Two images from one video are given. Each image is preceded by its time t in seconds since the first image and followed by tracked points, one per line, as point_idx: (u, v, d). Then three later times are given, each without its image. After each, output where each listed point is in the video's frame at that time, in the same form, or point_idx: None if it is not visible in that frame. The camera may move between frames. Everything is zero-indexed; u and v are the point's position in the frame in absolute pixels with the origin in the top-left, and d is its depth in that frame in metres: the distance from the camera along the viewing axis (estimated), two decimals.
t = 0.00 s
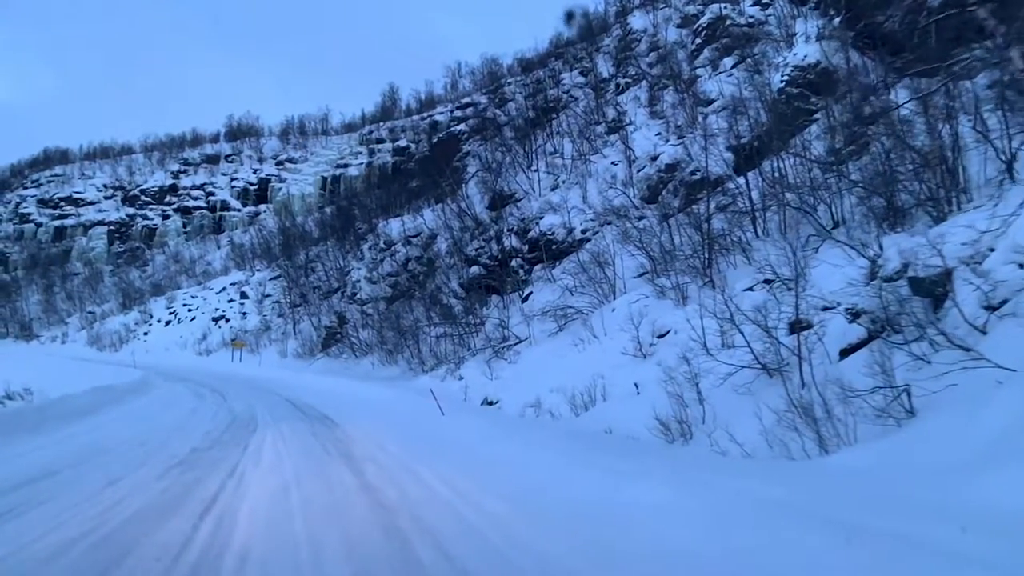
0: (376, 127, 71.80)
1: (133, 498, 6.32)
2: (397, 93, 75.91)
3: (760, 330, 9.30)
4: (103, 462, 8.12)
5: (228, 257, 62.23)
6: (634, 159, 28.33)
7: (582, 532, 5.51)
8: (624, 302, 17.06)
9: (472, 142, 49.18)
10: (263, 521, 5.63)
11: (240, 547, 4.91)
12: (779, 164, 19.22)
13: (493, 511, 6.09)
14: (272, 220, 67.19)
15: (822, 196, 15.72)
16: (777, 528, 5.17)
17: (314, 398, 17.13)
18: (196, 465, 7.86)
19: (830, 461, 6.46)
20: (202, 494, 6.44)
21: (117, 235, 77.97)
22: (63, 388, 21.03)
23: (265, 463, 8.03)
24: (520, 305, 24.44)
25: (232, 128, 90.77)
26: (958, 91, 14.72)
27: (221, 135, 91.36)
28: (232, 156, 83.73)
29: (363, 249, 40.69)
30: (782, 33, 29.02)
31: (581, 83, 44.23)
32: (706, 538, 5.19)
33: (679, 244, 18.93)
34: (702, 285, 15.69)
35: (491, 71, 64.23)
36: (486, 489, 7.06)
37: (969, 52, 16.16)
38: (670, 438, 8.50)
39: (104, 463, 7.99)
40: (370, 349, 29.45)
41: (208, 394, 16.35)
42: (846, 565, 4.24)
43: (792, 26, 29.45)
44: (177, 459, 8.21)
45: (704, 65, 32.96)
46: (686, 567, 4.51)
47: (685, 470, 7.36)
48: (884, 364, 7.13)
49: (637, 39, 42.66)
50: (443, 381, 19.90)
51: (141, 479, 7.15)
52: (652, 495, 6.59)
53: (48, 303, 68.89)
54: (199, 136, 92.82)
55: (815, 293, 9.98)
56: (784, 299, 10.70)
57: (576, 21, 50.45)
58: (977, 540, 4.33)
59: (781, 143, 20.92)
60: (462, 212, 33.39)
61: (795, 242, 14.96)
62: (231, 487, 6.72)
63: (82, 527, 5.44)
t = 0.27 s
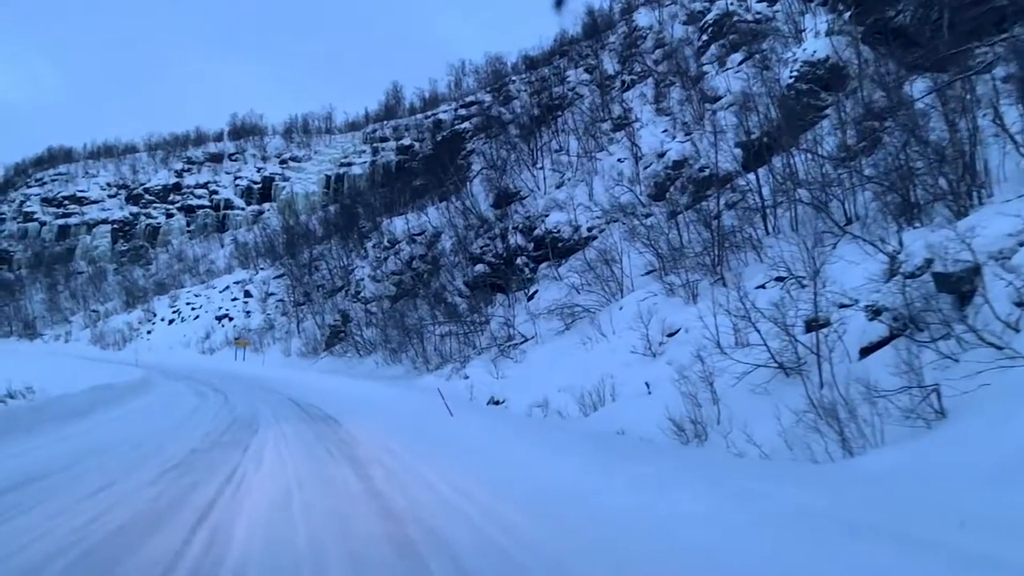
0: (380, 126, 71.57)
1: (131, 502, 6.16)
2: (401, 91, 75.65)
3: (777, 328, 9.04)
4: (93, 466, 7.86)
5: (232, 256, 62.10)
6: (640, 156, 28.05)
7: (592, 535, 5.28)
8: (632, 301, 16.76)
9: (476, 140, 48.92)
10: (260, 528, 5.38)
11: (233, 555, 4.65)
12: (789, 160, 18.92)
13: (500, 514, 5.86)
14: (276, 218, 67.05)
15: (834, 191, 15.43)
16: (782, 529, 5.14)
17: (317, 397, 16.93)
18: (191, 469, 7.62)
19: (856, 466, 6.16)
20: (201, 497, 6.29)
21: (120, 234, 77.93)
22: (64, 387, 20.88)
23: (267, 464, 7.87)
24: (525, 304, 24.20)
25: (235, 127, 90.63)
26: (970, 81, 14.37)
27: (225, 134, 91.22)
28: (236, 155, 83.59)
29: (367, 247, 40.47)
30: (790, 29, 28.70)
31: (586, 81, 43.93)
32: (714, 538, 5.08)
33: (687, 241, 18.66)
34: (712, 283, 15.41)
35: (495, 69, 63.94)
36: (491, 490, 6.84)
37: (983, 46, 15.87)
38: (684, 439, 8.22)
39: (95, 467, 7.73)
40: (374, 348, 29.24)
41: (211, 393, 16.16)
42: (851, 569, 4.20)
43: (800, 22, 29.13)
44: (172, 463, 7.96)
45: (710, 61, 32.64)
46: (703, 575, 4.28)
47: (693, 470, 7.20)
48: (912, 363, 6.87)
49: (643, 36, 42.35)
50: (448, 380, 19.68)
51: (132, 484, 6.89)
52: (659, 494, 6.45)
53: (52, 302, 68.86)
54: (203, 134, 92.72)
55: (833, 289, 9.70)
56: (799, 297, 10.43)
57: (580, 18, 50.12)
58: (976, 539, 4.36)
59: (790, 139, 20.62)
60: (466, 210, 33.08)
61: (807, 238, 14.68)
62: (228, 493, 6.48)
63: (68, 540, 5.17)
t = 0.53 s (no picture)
0: (384, 124, 71.28)
1: (130, 511, 6.01)
2: (405, 89, 75.35)
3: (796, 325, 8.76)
4: (87, 469, 7.63)
5: (236, 254, 61.93)
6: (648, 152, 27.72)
7: (605, 545, 5.08)
8: (641, 298, 16.48)
9: (482, 137, 48.60)
10: (261, 541, 5.21)
11: (233, 574, 4.42)
12: (800, 155, 18.60)
13: (511, 524, 5.65)
14: (281, 217, 66.85)
15: (847, 186, 15.11)
16: (796, 532, 5.00)
17: (321, 396, 16.72)
18: (188, 472, 7.41)
19: (881, 468, 5.92)
20: (202, 505, 6.16)
21: (125, 232, 77.87)
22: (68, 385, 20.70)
23: (270, 468, 7.72)
24: (532, 302, 23.91)
25: (239, 125, 90.45)
26: (989, 72, 14.02)
27: (229, 132, 91.06)
28: (240, 153, 83.42)
29: (372, 245, 40.21)
30: (800, 24, 28.32)
31: (592, 78, 43.57)
32: (728, 546, 4.91)
33: (697, 238, 18.37)
34: (724, 281, 15.12)
35: (500, 66, 63.56)
36: (498, 494, 6.63)
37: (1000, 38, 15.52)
38: (700, 440, 7.97)
39: (88, 470, 7.49)
40: (379, 347, 29.00)
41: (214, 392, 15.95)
42: (869, 574, 4.09)
43: (810, 17, 28.73)
44: (171, 465, 7.77)
45: (718, 57, 32.27)
46: None
47: (705, 470, 7.00)
48: (943, 361, 6.60)
49: (649, 32, 41.98)
50: (454, 378, 19.45)
51: (128, 491, 6.68)
52: (669, 496, 6.26)
53: (56, 300, 68.80)
54: (208, 133, 92.57)
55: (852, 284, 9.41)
56: (817, 293, 10.14)
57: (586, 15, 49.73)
58: (997, 545, 4.24)
59: (801, 134, 20.28)
60: (472, 207, 32.79)
61: (821, 234, 14.37)
62: (226, 502, 6.27)
63: (58, 557, 4.93)
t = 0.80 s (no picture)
0: (390, 118, 71.00)
1: (129, 512, 5.81)
2: (412, 83, 75.02)
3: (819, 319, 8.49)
4: (81, 471, 7.40)
5: (243, 249, 61.81)
6: (657, 145, 27.39)
7: (623, 546, 4.84)
8: (652, 292, 16.23)
9: (488, 131, 48.28)
10: (264, 543, 5.00)
11: None
12: (814, 146, 18.27)
13: (523, 524, 5.42)
14: (287, 212, 66.70)
15: (864, 176, 14.78)
16: (818, 533, 4.80)
17: (328, 392, 16.50)
18: (186, 474, 7.17)
19: (911, 466, 5.68)
20: (203, 506, 5.94)
21: (132, 228, 77.87)
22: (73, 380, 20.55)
23: (273, 467, 7.51)
24: (540, 296, 23.66)
25: (245, 120, 90.27)
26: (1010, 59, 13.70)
27: (235, 127, 90.90)
28: (246, 148, 83.25)
29: (379, 239, 39.98)
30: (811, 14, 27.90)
31: (600, 70, 43.19)
32: (750, 549, 4.69)
33: (709, 230, 18.06)
34: (738, 274, 14.82)
35: (507, 60, 63.15)
36: (511, 494, 6.40)
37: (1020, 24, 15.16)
38: (719, 437, 7.72)
39: (87, 472, 7.29)
40: (386, 341, 28.79)
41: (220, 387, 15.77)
42: None
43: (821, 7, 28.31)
44: (173, 465, 7.56)
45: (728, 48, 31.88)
46: None
47: (721, 468, 6.77)
48: (979, 355, 6.34)
49: (658, 24, 41.57)
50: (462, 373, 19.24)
51: (124, 494, 6.44)
52: (685, 494, 6.05)
53: (64, 296, 68.85)
54: (214, 128, 92.43)
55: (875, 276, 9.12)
56: (838, 285, 9.84)
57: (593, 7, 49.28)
58: None
59: (815, 124, 19.92)
60: (479, 200, 32.54)
61: (837, 226, 14.06)
62: (226, 505, 6.02)
63: (50, 560, 4.72)
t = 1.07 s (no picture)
0: (397, 112, 70.69)
1: (123, 510, 5.56)
2: (418, 77, 74.67)
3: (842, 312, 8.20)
4: (78, 468, 7.16)
5: (250, 243, 61.70)
6: (668, 136, 27.05)
7: (647, 548, 4.55)
8: (664, 285, 15.94)
9: (496, 124, 47.95)
10: (263, 544, 4.73)
11: None
12: (828, 136, 17.93)
13: (536, 524, 5.14)
14: (294, 206, 66.55)
15: (882, 165, 14.44)
16: (848, 534, 4.55)
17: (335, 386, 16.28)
18: (186, 473, 6.90)
19: (941, 463, 5.44)
20: (201, 506, 5.68)
21: (139, 222, 77.88)
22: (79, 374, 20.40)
23: (275, 465, 7.23)
24: (549, 289, 23.39)
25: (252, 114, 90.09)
26: None
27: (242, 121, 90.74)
28: (253, 142, 83.09)
29: (386, 233, 39.75)
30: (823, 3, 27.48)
31: (608, 62, 42.78)
32: (777, 551, 4.43)
33: (721, 222, 17.74)
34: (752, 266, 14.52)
35: (514, 52, 62.72)
36: (523, 493, 6.11)
37: None
38: (739, 433, 7.46)
39: (83, 469, 7.05)
40: (394, 335, 28.59)
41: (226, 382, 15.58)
42: None
43: None
44: (173, 462, 7.31)
45: (738, 39, 31.48)
46: None
47: (742, 464, 6.51)
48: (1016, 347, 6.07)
49: (668, 15, 41.14)
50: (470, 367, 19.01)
51: (120, 492, 6.20)
52: (704, 493, 5.78)
53: (72, 290, 68.92)
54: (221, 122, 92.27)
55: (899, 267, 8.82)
56: (860, 276, 9.54)
57: None
58: None
59: (829, 113, 19.55)
60: (487, 193, 32.26)
61: (854, 217, 13.73)
62: (227, 505, 5.74)
63: (35, 559, 4.47)
